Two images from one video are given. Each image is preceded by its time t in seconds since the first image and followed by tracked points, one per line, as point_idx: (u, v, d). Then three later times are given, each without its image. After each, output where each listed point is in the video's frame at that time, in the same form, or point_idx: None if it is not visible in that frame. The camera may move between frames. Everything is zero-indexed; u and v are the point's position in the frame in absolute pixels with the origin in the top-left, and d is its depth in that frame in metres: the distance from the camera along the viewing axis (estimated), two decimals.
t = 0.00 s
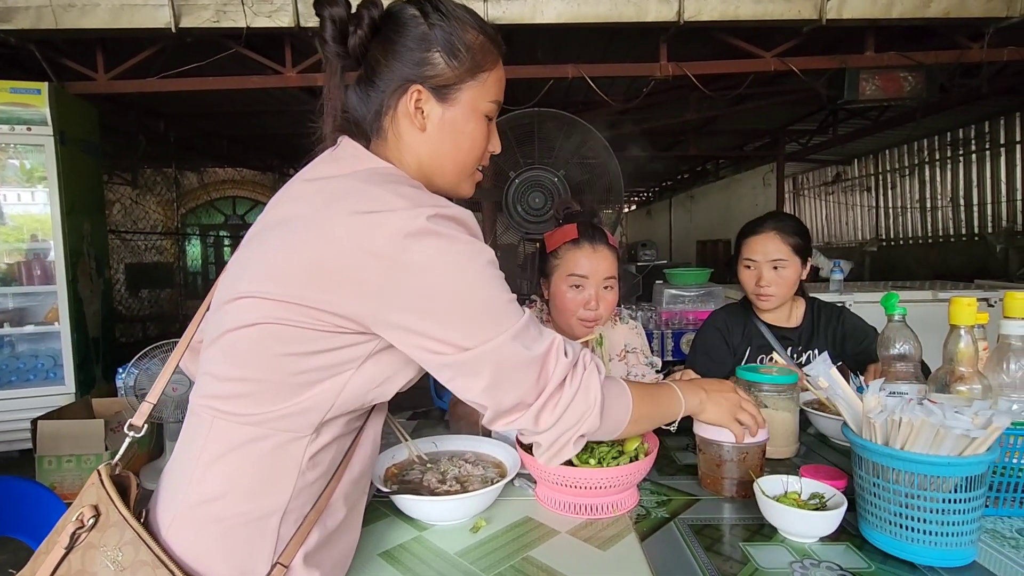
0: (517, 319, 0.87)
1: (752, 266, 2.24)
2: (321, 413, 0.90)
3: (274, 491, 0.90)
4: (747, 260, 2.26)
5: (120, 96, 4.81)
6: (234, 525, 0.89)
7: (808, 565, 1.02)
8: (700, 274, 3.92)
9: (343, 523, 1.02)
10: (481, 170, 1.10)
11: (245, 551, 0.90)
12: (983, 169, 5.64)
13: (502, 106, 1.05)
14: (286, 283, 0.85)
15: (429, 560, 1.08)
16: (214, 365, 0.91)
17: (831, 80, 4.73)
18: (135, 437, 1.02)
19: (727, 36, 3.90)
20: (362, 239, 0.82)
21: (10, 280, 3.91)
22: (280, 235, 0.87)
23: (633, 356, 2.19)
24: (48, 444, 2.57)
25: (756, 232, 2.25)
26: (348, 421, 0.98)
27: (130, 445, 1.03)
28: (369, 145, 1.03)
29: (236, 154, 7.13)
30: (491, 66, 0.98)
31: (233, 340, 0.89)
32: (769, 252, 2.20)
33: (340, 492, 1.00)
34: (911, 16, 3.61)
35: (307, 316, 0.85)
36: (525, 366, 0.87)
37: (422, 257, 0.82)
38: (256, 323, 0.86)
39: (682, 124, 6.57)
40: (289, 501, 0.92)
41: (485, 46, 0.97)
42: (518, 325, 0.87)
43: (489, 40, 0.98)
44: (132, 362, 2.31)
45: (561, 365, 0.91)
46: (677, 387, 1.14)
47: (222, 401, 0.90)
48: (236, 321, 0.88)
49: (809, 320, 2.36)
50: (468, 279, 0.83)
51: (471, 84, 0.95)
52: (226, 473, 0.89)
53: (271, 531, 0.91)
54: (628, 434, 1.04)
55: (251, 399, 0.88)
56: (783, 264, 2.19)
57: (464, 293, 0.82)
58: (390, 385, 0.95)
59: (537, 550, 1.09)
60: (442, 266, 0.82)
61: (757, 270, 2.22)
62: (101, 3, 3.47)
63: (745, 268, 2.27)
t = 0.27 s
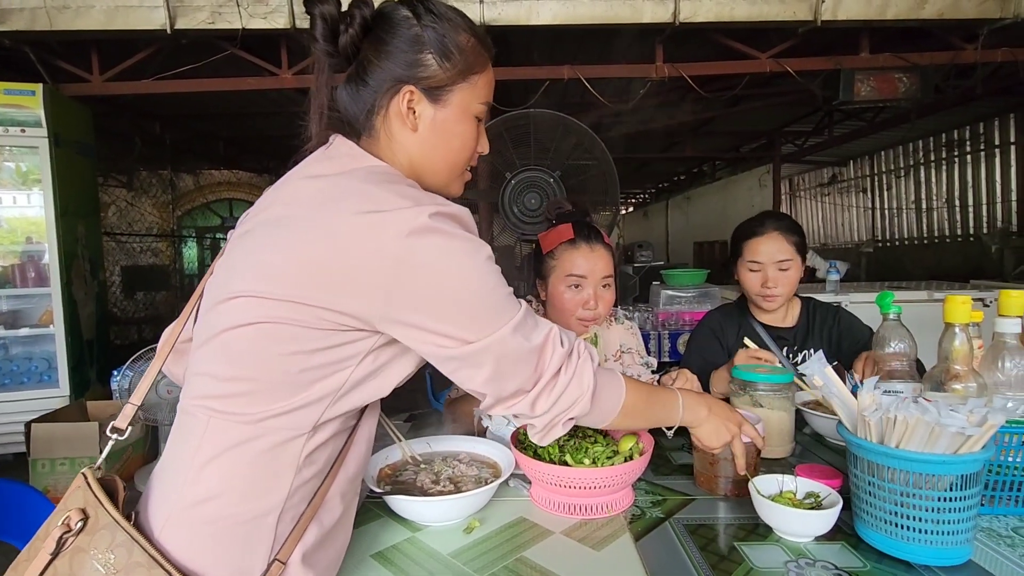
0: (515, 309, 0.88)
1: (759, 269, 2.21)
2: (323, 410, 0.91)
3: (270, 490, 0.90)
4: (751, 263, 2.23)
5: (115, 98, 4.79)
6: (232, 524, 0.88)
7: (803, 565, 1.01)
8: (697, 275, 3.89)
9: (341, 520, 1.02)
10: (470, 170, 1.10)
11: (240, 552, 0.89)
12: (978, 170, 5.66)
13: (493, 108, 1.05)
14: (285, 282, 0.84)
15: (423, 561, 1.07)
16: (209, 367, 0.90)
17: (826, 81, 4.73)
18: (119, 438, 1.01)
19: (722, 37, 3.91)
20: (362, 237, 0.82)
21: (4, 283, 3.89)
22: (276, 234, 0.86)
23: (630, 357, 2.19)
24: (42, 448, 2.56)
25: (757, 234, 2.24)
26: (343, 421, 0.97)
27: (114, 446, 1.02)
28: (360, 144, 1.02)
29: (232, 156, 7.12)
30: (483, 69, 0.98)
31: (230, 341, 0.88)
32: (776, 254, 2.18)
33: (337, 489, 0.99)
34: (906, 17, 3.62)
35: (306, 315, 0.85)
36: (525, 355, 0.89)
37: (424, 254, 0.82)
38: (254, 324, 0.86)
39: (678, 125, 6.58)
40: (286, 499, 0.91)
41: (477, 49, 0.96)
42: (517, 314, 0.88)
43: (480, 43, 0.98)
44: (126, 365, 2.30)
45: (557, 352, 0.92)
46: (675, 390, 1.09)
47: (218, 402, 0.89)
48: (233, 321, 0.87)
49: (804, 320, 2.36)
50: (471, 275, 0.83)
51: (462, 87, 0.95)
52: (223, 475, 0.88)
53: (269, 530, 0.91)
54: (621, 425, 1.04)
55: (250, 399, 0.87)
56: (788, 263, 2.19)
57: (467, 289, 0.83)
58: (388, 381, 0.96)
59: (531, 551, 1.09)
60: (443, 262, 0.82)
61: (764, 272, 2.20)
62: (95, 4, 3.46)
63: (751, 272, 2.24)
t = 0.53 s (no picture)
0: (480, 308, 0.85)
1: (768, 273, 2.19)
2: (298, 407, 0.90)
3: (248, 491, 0.89)
4: (759, 266, 2.20)
5: (110, 101, 4.78)
6: (210, 525, 0.87)
7: (794, 565, 1.01)
8: (692, 276, 3.97)
9: (326, 520, 1.01)
10: (445, 169, 1.10)
11: (221, 553, 0.88)
12: (973, 172, 5.67)
13: (468, 108, 1.05)
14: (254, 279, 0.84)
15: (413, 564, 1.06)
16: (185, 367, 0.90)
17: (821, 83, 4.74)
18: (100, 444, 1.00)
19: (717, 39, 3.91)
20: (326, 230, 0.81)
21: None
22: (245, 232, 0.86)
23: (624, 358, 2.18)
24: (35, 452, 2.54)
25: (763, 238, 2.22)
26: (324, 417, 0.97)
27: (96, 452, 1.01)
28: (333, 136, 1.02)
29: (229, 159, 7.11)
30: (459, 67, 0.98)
31: (201, 339, 0.88)
32: (783, 257, 2.18)
33: (320, 488, 0.99)
34: (900, 19, 3.63)
35: (273, 310, 0.84)
36: (484, 358, 0.84)
37: (387, 245, 0.81)
38: (224, 322, 0.85)
39: (675, 127, 6.59)
40: (267, 498, 0.91)
41: (453, 47, 0.96)
42: (481, 313, 0.84)
43: (457, 42, 0.98)
44: (120, 368, 2.29)
45: (518, 358, 0.87)
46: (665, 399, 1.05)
47: (192, 403, 0.89)
48: (203, 320, 0.87)
49: (798, 321, 2.36)
50: (433, 267, 0.82)
51: (437, 82, 0.95)
52: (200, 476, 0.88)
53: (249, 531, 0.90)
54: (593, 438, 0.99)
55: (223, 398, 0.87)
56: (793, 266, 2.20)
57: (427, 280, 0.81)
58: (364, 377, 0.95)
59: (522, 553, 1.08)
60: (406, 254, 0.81)
61: (773, 276, 2.18)
62: (90, 7, 3.45)
63: (758, 275, 2.21)
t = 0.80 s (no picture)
0: (417, 304, 0.78)
1: (764, 272, 2.19)
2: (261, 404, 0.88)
3: (223, 490, 0.89)
4: (755, 265, 2.20)
5: (107, 104, 4.78)
6: (183, 526, 0.89)
7: (787, 565, 1.00)
8: (689, 278, 4.00)
9: (307, 520, 1.00)
10: (415, 158, 1.09)
11: (198, 551, 0.89)
12: (969, 174, 5.69)
13: (436, 95, 1.03)
14: (208, 273, 0.83)
15: (403, 565, 1.06)
16: (154, 368, 0.92)
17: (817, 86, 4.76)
18: (84, 449, 1.01)
19: (714, 42, 3.92)
20: (268, 218, 0.80)
21: None
22: (201, 228, 0.86)
23: (619, 359, 2.18)
24: (30, 456, 2.53)
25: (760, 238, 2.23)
26: (298, 414, 0.95)
27: (81, 457, 1.02)
28: (298, 124, 1.02)
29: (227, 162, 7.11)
30: (422, 52, 0.97)
31: (164, 337, 0.88)
32: (779, 257, 2.19)
33: (300, 487, 0.97)
34: (895, 22, 3.64)
35: (224, 305, 0.83)
36: (412, 359, 0.77)
37: (323, 231, 0.78)
38: (183, 320, 0.86)
39: (672, 129, 6.61)
40: (241, 499, 0.90)
41: (416, 31, 0.96)
42: (417, 310, 0.77)
43: (421, 27, 0.97)
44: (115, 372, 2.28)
45: (447, 361, 0.79)
46: (644, 409, 0.94)
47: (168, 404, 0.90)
48: (164, 319, 0.88)
49: (793, 321, 2.37)
50: (366, 253, 0.77)
51: (399, 67, 0.94)
52: (172, 476, 0.89)
53: (225, 531, 0.90)
54: (550, 453, 0.88)
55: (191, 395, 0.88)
56: (789, 266, 2.21)
57: (359, 267, 0.77)
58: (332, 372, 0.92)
59: (514, 554, 1.08)
60: (341, 239, 0.77)
61: (770, 275, 2.19)
62: (87, 10, 3.45)
63: (755, 274, 2.21)
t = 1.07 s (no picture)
0: (372, 301, 0.76)
1: (766, 272, 2.19)
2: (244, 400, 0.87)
3: (213, 489, 0.89)
4: (757, 266, 2.20)
5: (107, 105, 4.78)
6: (172, 525, 0.88)
7: (788, 565, 1.00)
8: (690, 278, 3.98)
9: (300, 518, 0.98)
10: (397, 145, 1.07)
11: (189, 551, 0.88)
12: (967, 176, 5.70)
13: (416, 80, 1.02)
14: (181, 268, 0.84)
15: (402, 565, 1.06)
16: (136, 367, 0.92)
17: (816, 87, 4.76)
18: (77, 452, 1.00)
19: (713, 44, 3.93)
20: (234, 209, 0.79)
21: None
22: (175, 224, 0.86)
23: (619, 359, 2.17)
24: (28, 457, 2.52)
25: (762, 239, 2.23)
26: (287, 409, 0.94)
27: (73, 461, 1.01)
28: (277, 114, 1.03)
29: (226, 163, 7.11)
30: (397, 34, 0.96)
31: (145, 336, 0.88)
32: (781, 258, 2.19)
33: (292, 485, 0.96)
34: (893, 24, 3.65)
35: (193, 301, 0.83)
36: (358, 360, 0.75)
37: (285, 222, 0.77)
38: (161, 318, 0.86)
39: (671, 131, 6.61)
40: (231, 497, 0.90)
41: (388, 13, 0.95)
42: (370, 307, 0.75)
43: (395, 9, 0.96)
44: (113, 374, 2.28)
45: (392, 365, 0.76)
46: (614, 419, 0.88)
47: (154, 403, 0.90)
48: (143, 318, 0.88)
49: (794, 321, 2.36)
50: (325, 244, 0.76)
51: (372, 49, 0.93)
52: (160, 476, 0.89)
53: (216, 531, 0.89)
54: (507, 464, 0.84)
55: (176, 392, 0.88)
56: (791, 266, 2.21)
57: (315, 257, 0.76)
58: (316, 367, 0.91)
59: (514, 554, 1.07)
60: (303, 229, 0.76)
61: (772, 275, 2.19)
62: (86, 10, 3.45)
63: (756, 275, 2.21)
